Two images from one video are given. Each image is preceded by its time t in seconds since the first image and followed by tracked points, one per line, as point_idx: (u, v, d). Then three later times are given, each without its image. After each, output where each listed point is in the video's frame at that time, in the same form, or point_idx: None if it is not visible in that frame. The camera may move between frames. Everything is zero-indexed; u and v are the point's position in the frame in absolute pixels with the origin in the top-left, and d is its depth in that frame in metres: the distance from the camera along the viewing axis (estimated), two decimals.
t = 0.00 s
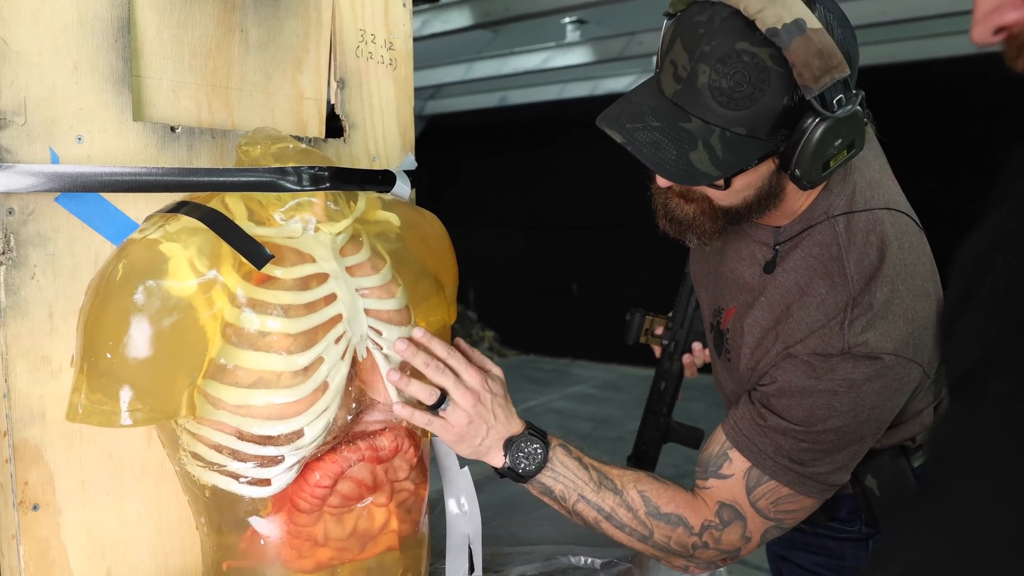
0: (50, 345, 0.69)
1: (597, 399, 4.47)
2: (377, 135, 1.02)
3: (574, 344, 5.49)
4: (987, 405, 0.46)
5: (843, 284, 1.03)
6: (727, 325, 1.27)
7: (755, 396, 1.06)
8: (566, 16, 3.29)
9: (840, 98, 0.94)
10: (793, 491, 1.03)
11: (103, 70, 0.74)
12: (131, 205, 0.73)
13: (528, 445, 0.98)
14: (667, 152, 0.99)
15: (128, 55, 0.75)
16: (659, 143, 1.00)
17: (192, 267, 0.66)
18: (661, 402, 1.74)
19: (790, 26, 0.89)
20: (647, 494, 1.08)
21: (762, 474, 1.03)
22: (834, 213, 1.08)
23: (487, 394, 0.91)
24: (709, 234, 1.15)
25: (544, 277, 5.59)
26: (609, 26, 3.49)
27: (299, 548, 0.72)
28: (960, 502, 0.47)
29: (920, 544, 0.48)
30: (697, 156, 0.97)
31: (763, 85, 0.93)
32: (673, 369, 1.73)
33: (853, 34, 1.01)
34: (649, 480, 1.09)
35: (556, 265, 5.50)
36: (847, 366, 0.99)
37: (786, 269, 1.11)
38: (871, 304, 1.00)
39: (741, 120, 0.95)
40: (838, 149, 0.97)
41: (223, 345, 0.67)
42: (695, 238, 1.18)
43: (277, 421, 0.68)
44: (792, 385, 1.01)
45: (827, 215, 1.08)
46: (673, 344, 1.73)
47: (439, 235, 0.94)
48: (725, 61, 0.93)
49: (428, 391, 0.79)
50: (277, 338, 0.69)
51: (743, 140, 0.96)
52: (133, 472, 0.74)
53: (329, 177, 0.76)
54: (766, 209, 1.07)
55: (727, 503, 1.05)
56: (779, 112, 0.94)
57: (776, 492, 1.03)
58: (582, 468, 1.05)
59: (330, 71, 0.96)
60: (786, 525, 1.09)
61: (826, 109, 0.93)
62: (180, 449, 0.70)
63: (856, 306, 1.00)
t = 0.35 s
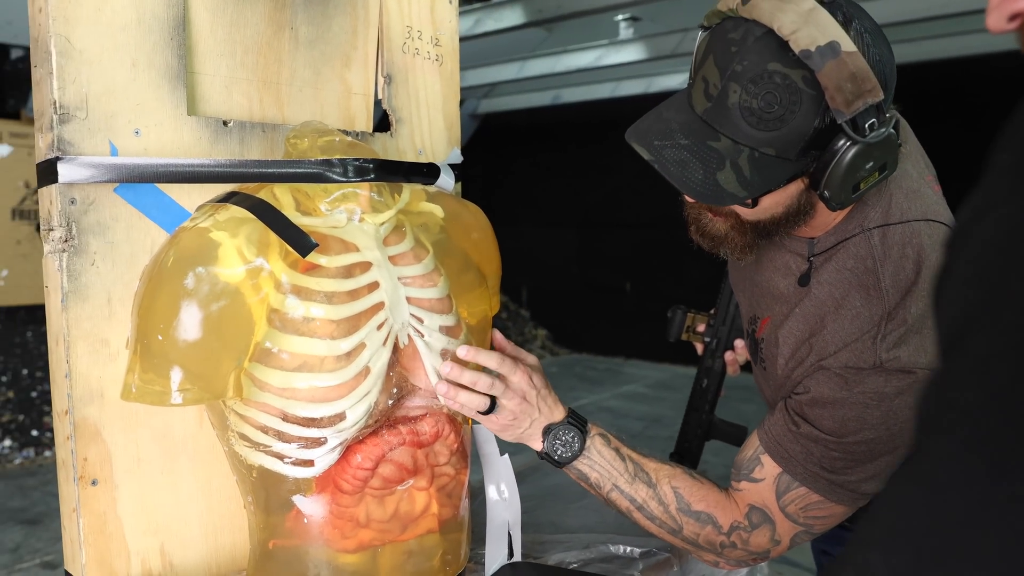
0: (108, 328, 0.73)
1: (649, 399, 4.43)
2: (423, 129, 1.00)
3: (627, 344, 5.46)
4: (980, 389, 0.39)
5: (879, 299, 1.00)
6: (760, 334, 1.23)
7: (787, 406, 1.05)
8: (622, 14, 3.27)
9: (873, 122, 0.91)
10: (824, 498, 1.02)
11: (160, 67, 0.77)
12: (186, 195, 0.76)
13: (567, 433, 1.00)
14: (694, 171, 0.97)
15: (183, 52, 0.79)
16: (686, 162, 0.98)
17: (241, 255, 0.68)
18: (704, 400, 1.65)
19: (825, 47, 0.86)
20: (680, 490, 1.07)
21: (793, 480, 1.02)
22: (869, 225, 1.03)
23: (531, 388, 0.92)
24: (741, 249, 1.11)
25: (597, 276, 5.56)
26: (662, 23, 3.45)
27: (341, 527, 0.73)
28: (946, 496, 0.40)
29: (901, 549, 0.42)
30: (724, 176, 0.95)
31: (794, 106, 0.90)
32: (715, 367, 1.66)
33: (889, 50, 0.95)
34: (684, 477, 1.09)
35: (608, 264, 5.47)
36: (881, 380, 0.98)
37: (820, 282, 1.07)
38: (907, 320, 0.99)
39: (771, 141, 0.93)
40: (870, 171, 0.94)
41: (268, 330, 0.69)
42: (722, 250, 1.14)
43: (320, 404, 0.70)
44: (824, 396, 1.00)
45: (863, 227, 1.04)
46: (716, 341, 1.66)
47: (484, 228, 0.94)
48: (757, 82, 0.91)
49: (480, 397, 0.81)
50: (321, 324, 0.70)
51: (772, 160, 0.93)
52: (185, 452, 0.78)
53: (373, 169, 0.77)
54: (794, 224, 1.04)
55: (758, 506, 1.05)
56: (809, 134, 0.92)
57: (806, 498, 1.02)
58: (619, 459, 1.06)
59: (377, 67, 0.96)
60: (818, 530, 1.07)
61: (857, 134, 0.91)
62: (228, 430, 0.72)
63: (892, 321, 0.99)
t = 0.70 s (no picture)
0: (162, 317, 0.76)
1: (700, 399, 4.19)
2: (468, 126, 1.01)
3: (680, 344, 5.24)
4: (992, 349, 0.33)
5: (919, 312, 0.99)
6: (794, 343, 1.20)
7: (821, 414, 1.05)
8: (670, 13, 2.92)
9: (904, 146, 0.88)
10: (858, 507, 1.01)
11: (213, 67, 0.80)
12: (236, 189, 0.79)
13: (614, 429, 0.99)
14: (721, 194, 0.96)
15: (235, 53, 0.81)
16: (714, 184, 0.97)
17: (290, 249, 0.71)
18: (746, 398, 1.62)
19: (856, 72, 0.85)
20: (721, 491, 1.06)
21: (826, 487, 1.02)
22: (908, 238, 1.02)
23: (567, 376, 0.91)
24: (771, 265, 1.10)
25: (648, 274, 5.28)
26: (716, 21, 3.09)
27: (384, 514, 0.75)
28: (941, 472, 0.34)
29: (886, 534, 0.36)
30: (751, 199, 0.94)
31: (824, 129, 0.88)
32: (756, 365, 1.63)
33: (926, 63, 0.90)
34: (725, 478, 1.08)
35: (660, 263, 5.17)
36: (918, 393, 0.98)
37: (857, 294, 1.05)
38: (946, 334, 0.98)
39: (799, 163, 0.91)
40: (903, 193, 0.92)
41: (313, 321, 0.71)
42: (753, 265, 1.13)
43: (363, 393, 0.71)
44: (861, 407, 1.00)
45: (900, 240, 1.02)
46: (758, 339, 1.62)
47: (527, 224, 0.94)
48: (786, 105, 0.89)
49: (514, 382, 0.81)
50: (365, 315, 0.71)
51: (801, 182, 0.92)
52: (234, 439, 0.81)
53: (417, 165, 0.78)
54: (825, 241, 1.03)
55: (792, 512, 1.05)
56: (840, 157, 0.90)
57: (840, 506, 1.02)
58: (664, 456, 1.04)
59: (422, 65, 0.97)
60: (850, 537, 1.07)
61: (888, 157, 0.88)
62: (276, 416, 0.75)
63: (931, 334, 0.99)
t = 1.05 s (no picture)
0: (202, 310, 0.78)
1: (743, 399, 3.92)
2: (504, 123, 1.02)
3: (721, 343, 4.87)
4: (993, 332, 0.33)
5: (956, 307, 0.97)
6: (829, 342, 1.18)
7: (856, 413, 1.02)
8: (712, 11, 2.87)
9: (938, 139, 0.86)
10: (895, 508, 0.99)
11: (253, 64, 0.82)
12: (275, 184, 0.81)
13: (648, 428, 0.98)
14: (751, 186, 0.95)
15: (275, 51, 0.83)
16: (744, 176, 0.96)
17: (329, 242, 0.72)
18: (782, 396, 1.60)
19: (888, 64, 0.83)
20: (756, 492, 1.04)
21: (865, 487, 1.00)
22: (943, 234, 1.00)
23: (609, 379, 0.90)
24: (806, 259, 1.09)
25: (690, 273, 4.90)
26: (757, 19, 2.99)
27: (418, 505, 0.76)
28: (948, 457, 0.34)
29: (897, 519, 0.35)
30: (782, 192, 0.93)
31: (856, 122, 0.87)
32: (793, 365, 1.59)
33: (960, 56, 0.88)
34: (760, 478, 1.06)
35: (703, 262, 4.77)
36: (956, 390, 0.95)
37: (892, 292, 1.04)
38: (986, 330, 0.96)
39: (831, 156, 0.89)
40: (936, 186, 0.90)
41: (350, 313, 0.72)
42: (788, 259, 1.11)
43: (400, 384, 0.72)
44: (896, 405, 0.97)
45: (936, 236, 1.00)
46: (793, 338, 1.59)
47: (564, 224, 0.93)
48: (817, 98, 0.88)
49: (555, 379, 0.80)
50: (402, 308, 0.72)
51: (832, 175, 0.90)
52: (272, 431, 0.82)
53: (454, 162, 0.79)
54: (859, 236, 1.01)
55: (828, 511, 1.04)
56: (871, 150, 0.88)
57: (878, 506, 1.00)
58: (697, 456, 1.03)
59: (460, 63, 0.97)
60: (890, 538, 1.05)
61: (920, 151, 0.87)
62: (314, 408, 0.76)
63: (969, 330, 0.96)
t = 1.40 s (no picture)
0: (226, 293, 0.80)
1: (773, 398, 3.82)
2: (528, 114, 1.01)
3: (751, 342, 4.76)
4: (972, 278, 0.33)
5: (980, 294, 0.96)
6: (850, 331, 1.16)
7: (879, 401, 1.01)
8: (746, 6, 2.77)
9: (951, 133, 0.84)
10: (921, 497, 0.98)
11: (278, 54, 0.83)
12: (298, 170, 0.82)
13: (674, 420, 0.97)
14: (766, 181, 0.93)
15: (299, 40, 0.84)
16: (758, 171, 0.94)
17: (350, 227, 0.72)
18: (805, 389, 1.60)
19: (901, 59, 0.82)
20: (782, 480, 1.03)
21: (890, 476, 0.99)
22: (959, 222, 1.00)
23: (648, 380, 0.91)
24: (819, 248, 1.08)
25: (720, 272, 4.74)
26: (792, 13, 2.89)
27: (439, 487, 0.77)
28: (922, 404, 0.34)
29: (875, 473, 0.35)
30: (796, 187, 0.91)
31: (870, 116, 0.85)
32: (815, 356, 1.57)
33: (974, 49, 0.86)
34: (787, 467, 1.05)
35: (732, 261, 4.65)
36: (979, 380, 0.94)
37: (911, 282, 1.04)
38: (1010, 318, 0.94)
39: (845, 150, 0.87)
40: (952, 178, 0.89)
41: (370, 296, 0.73)
42: (800, 248, 1.11)
43: (419, 366, 0.73)
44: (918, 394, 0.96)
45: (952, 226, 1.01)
46: (816, 331, 1.58)
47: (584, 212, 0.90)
48: (830, 92, 0.86)
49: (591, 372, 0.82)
50: (421, 291, 0.73)
51: (846, 169, 0.88)
52: (295, 414, 0.83)
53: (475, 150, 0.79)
54: (873, 226, 1.00)
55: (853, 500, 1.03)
56: (884, 143, 0.87)
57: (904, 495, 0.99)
58: (723, 446, 1.02)
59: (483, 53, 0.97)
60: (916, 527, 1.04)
61: (932, 144, 0.84)
62: (335, 390, 0.77)
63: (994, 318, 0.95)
